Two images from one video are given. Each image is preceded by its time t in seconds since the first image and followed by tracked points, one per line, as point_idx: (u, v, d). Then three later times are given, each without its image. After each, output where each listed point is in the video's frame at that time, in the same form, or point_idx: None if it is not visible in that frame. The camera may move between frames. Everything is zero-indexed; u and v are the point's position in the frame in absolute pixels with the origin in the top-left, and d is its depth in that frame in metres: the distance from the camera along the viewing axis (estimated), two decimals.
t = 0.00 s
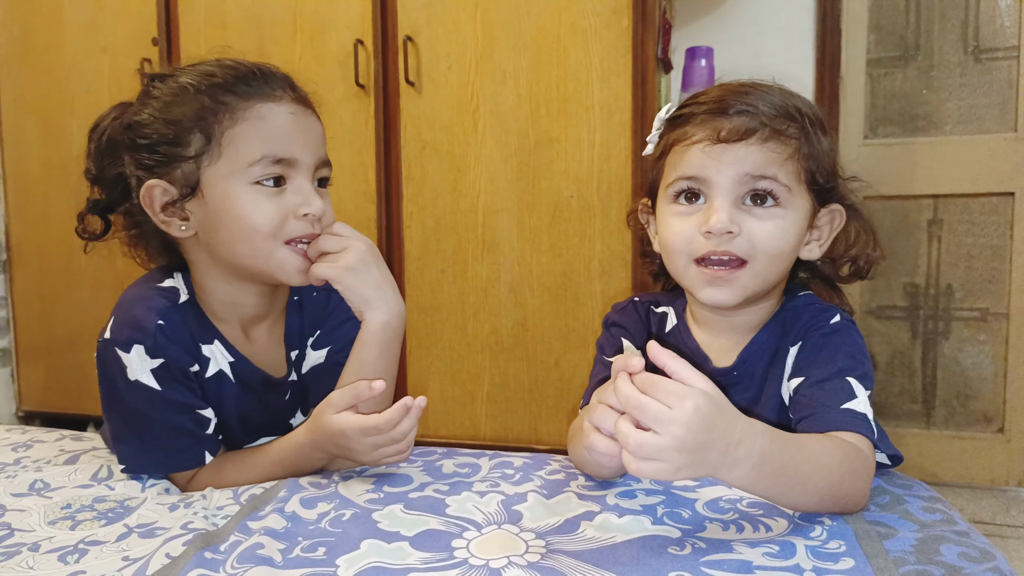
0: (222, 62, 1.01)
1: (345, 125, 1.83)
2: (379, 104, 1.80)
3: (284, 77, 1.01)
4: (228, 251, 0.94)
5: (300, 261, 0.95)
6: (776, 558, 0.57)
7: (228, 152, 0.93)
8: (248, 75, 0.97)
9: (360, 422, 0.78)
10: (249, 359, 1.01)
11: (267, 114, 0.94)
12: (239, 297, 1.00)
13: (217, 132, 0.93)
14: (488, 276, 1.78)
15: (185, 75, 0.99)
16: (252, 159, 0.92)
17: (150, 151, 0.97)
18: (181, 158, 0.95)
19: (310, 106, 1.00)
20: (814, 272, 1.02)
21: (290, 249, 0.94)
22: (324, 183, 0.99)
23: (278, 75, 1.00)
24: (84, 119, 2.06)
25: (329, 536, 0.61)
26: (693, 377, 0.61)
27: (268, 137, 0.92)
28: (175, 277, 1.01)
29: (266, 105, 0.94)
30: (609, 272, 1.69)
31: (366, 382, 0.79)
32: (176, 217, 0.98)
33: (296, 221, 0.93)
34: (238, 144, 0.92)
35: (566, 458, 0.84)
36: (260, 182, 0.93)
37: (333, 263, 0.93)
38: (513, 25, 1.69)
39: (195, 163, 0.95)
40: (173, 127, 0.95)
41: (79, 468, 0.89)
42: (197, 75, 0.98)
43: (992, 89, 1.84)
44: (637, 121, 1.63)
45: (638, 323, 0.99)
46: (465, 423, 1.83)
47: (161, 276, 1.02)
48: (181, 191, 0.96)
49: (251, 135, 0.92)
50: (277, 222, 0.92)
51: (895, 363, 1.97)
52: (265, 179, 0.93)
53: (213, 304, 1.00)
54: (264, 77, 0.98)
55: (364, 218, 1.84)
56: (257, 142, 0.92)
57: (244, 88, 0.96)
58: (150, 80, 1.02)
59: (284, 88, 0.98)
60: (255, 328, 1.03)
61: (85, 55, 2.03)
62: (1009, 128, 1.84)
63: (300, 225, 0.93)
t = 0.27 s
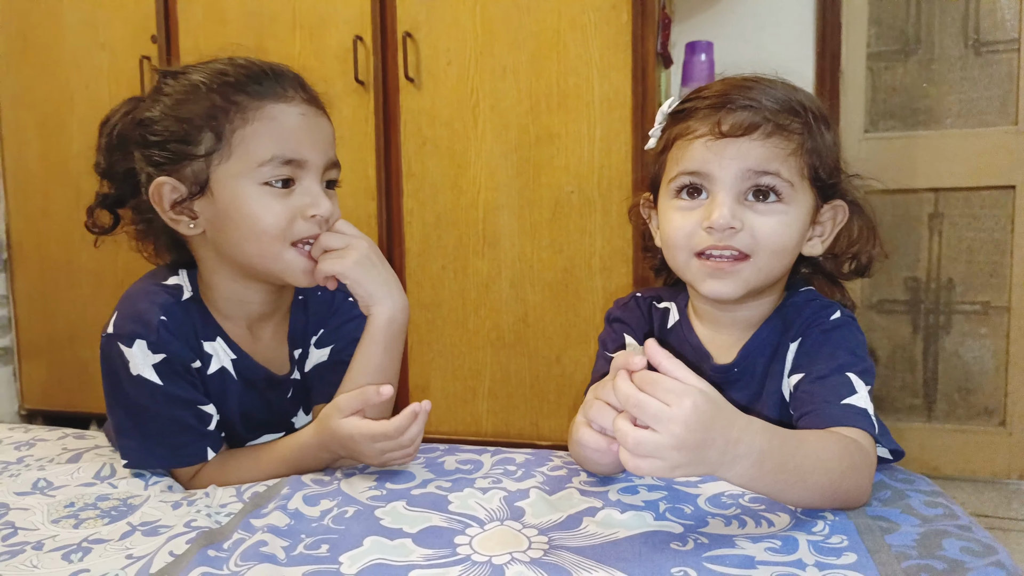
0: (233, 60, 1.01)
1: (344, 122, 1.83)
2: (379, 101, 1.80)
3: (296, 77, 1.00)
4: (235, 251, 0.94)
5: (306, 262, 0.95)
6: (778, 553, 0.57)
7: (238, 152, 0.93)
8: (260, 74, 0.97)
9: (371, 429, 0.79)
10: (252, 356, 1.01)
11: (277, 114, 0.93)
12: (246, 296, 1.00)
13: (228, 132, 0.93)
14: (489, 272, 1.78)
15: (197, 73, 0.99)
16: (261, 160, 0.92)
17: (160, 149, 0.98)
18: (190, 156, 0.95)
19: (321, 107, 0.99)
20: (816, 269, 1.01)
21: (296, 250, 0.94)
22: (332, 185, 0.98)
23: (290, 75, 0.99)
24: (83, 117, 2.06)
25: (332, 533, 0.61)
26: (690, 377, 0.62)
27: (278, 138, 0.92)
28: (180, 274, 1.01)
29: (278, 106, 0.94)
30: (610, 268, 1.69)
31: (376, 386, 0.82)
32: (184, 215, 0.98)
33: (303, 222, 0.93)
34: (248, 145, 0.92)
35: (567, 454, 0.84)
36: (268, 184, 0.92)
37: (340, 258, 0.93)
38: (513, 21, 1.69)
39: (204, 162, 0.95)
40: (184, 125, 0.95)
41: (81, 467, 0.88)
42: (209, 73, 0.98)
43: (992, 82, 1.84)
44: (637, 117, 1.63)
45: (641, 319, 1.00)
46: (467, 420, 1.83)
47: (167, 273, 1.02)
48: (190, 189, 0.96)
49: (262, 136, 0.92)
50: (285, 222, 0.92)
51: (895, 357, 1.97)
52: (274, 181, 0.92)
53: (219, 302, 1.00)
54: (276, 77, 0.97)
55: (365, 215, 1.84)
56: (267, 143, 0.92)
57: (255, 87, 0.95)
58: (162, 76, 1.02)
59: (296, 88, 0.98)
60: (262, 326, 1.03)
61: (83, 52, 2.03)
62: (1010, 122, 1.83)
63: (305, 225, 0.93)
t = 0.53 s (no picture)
0: (238, 69, 1.01)
1: (345, 126, 1.83)
2: (380, 104, 1.80)
3: (298, 84, 1.00)
4: (234, 257, 0.95)
5: (305, 268, 0.95)
6: (779, 559, 0.57)
7: (237, 160, 0.92)
8: (261, 82, 0.96)
9: (371, 446, 0.78)
10: (255, 364, 1.01)
11: (274, 121, 0.93)
12: (252, 304, 1.00)
13: (226, 141, 0.93)
14: (490, 275, 1.78)
15: (202, 82, 0.99)
16: (258, 166, 0.92)
17: (164, 158, 0.98)
18: (191, 164, 0.95)
19: (322, 113, 0.98)
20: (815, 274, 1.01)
21: (293, 256, 0.94)
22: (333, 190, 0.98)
23: (292, 82, 0.99)
24: (85, 122, 2.06)
25: (333, 539, 0.61)
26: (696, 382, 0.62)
27: (276, 144, 0.91)
28: (186, 280, 1.02)
29: (275, 113, 0.93)
30: (611, 271, 1.69)
31: (378, 405, 0.81)
32: (187, 223, 0.98)
33: (301, 229, 0.92)
34: (246, 152, 0.92)
35: (568, 458, 0.84)
36: (264, 191, 0.92)
37: (348, 263, 0.96)
38: (513, 24, 1.69)
39: (203, 171, 0.95)
40: (185, 134, 0.96)
41: (83, 472, 0.88)
42: (213, 82, 0.98)
43: (993, 83, 1.84)
44: (637, 120, 1.63)
45: (643, 324, 1.00)
46: (468, 423, 1.83)
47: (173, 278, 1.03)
48: (191, 198, 0.96)
49: (260, 143, 0.92)
50: (283, 228, 0.92)
51: (897, 359, 1.97)
52: (270, 187, 0.92)
53: (223, 309, 1.00)
54: (277, 84, 0.97)
55: (366, 219, 1.84)
56: (265, 149, 0.92)
57: (255, 95, 0.95)
58: (172, 86, 1.03)
59: (297, 95, 0.97)
60: (266, 334, 1.04)
61: (85, 57, 2.03)
62: (1010, 123, 1.83)
63: (304, 232, 0.93)
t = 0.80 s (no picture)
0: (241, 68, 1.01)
1: (345, 125, 1.83)
2: (380, 104, 1.81)
3: (299, 84, 0.99)
4: (227, 257, 0.95)
5: (296, 270, 0.95)
6: (778, 558, 0.57)
7: (231, 160, 0.93)
8: (260, 82, 0.96)
9: (367, 454, 0.77)
10: (254, 364, 1.01)
11: (267, 122, 0.93)
12: (249, 303, 1.00)
13: (220, 141, 0.94)
14: (490, 274, 1.78)
15: (204, 82, 1.00)
16: (251, 167, 0.92)
17: (165, 157, 1.00)
18: (188, 164, 0.96)
19: (322, 114, 0.98)
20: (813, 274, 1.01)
21: (283, 258, 0.94)
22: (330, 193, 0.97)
23: (291, 82, 0.98)
24: (84, 120, 2.06)
25: (332, 538, 0.61)
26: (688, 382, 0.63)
27: (269, 144, 0.91)
28: (185, 280, 1.02)
29: (269, 113, 0.93)
30: (611, 270, 1.69)
31: (378, 412, 0.81)
32: (182, 221, 0.99)
33: (293, 230, 0.92)
34: (239, 153, 0.92)
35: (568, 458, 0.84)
36: (255, 192, 0.92)
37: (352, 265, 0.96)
38: (513, 24, 1.69)
39: (199, 170, 0.96)
40: (184, 133, 0.97)
41: (83, 470, 0.89)
42: (213, 82, 0.98)
43: (993, 84, 1.84)
44: (638, 120, 1.63)
45: (641, 324, 1.00)
46: (468, 423, 1.83)
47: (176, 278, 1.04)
48: (187, 197, 0.97)
49: (254, 143, 0.92)
50: (276, 229, 0.92)
51: (897, 359, 1.97)
52: (260, 188, 0.92)
53: (222, 309, 1.00)
54: (276, 85, 0.97)
55: (366, 218, 1.84)
56: (258, 150, 0.92)
57: (252, 95, 0.95)
58: (178, 84, 1.03)
59: (295, 95, 0.96)
60: (265, 334, 1.03)
61: (85, 55, 2.03)
62: (1010, 123, 1.83)
63: (295, 234, 0.92)
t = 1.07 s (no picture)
0: (246, 70, 1.01)
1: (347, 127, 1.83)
2: (381, 106, 1.81)
3: (302, 89, 0.99)
4: (221, 261, 0.95)
5: (287, 277, 0.94)
6: (779, 562, 0.58)
7: (229, 164, 0.93)
8: (265, 85, 0.97)
9: (365, 464, 0.76)
10: (249, 366, 1.01)
11: (268, 126, 0.93)
12: (243, 306, 1.00)
13: (220, 141, 0.94)
14: (490, 277, 1.78)
15: (208, 83, 1.00)
16: (248, 171, 0.92)
17: (165, 157, 1.00)
18: (187, 164, 0.97)
19: (325, 121, 0.98)
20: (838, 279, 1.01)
21: (275, 264, 0.94)
22: (328, 198, 0.97)
23: (295, 86, 0.99)
24: (86, 121, 2.06)
25: (333, 541, 0.61)
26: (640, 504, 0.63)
27: (269, 149, 0.92)
28: (180, 281, 1.01)
29: (271, 117, 0.93)
30: (612, 273, 1.69)
31: (383, 415, 0.80)
32: (180, 221, 0.99)
33: (288, 236, 0.92)
34: (237, 156, 0.92)
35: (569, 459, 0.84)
36: (251, 196, 0.92)
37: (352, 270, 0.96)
38: (515, 25, 1.69)
39: (198, 170, 0.96)
40: (186, 133, 0.97)
41: (84, 472, 0.89)
42: (218, 83, 0.99)
43: (995, 88, 1.84)
44: (640, 123, 1.63)
45: (662, 319, 1.02)
46: (468, 425, 1.83)
47: (172, 279, 1.03)
48: (184, 197, 0.97)
49: (253, 147, 0.92)
50: (269, 235, 0.92)
51: (898, 363, 1.97)
52: (256, 193, 0.92)
53: (218, 314, 1.00)
54: (281, 88, 0.97)
55: (367, 219, 1.84)
56: (257, 154, 0.92)
57: (256, 98, 0.95)
58: (183, 83, 1.04)
59: (298, 99, 0.97)
60: (261, 337, 1.03)
61: (87, 56, 2.04)
62: (1011, 127, 1.83)
63: (289, 239, 0.92)
